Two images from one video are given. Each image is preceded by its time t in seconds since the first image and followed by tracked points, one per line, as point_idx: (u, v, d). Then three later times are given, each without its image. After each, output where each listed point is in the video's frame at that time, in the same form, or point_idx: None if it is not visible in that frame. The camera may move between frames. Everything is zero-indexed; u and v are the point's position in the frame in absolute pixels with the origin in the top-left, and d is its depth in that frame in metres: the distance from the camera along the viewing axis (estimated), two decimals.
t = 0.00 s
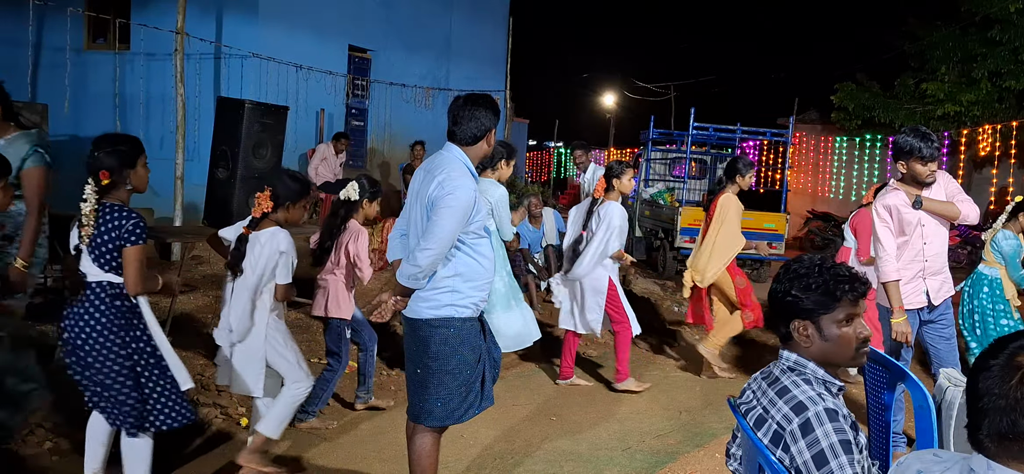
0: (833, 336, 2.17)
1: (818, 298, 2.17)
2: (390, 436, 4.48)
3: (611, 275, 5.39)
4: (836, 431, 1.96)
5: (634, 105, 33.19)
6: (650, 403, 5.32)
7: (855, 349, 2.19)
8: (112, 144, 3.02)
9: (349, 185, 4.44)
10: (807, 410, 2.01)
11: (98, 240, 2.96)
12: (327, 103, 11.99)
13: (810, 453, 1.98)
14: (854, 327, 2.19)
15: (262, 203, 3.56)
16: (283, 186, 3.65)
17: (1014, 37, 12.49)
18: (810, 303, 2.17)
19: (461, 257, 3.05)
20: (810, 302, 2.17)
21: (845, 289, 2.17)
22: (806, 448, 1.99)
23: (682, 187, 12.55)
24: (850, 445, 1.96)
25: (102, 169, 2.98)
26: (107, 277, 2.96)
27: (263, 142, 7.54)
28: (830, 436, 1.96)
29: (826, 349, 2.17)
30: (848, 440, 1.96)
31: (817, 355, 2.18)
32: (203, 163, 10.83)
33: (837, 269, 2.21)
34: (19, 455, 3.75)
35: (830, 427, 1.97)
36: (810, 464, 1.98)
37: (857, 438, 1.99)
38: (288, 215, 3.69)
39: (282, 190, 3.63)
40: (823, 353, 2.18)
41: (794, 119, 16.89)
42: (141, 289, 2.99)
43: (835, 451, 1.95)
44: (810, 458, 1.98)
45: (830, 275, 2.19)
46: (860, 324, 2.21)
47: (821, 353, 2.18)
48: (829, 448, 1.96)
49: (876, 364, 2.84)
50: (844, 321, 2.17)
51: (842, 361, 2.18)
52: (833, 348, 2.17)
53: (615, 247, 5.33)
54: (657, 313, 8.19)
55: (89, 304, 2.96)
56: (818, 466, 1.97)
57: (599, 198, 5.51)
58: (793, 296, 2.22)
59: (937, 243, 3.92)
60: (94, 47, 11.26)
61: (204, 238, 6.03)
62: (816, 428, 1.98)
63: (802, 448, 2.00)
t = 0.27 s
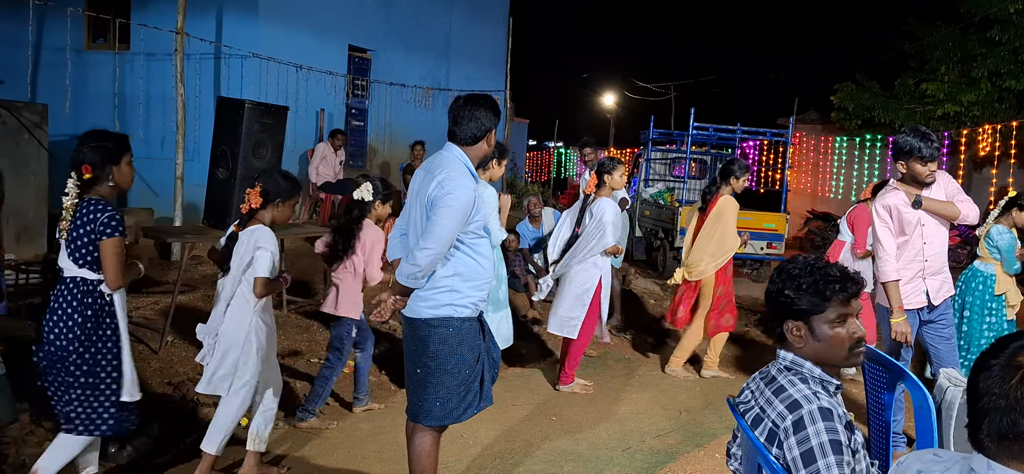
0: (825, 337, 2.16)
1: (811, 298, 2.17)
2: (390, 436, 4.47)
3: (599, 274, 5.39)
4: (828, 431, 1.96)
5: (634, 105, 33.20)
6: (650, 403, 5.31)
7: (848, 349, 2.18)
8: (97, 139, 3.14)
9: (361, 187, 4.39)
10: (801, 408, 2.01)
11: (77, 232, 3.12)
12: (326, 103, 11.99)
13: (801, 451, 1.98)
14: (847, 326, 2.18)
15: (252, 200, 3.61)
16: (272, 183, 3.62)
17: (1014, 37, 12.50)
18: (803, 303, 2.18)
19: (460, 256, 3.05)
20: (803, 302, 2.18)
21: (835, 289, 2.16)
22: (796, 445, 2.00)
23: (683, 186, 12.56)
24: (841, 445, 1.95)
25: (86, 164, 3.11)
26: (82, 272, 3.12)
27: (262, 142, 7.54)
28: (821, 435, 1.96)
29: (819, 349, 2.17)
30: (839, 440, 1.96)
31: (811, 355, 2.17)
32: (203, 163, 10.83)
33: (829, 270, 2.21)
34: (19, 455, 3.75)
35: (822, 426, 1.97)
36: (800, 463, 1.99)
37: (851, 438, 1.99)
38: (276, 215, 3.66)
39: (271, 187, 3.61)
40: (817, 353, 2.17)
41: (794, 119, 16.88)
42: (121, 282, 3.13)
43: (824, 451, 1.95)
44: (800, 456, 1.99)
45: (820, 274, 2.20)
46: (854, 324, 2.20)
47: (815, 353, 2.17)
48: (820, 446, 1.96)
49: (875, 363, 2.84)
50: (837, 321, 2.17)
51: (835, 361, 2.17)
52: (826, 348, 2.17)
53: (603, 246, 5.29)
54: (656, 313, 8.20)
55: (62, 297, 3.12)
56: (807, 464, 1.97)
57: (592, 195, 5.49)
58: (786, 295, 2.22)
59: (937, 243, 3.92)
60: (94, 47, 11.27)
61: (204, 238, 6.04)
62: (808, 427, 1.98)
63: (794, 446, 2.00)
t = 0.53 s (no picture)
0: (803, 338, 2.17)
1: (788, 299, 2.19)
2: (391, 436, 4.48)
3: (603, 279, 5.37)
4: (823, 429, 1.97)
5: (634, 105, 33.18)
6: (651, 403, 5.31)
7: (828, 348, 2.16)
8: (102, 141, 3.16)
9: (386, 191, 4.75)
10: (796, 407, 2.01)
11: (71, 229, 3.12)
12: (326, 103, 11.99)
13: (797, 450, 1.99)
14: (829, 326, 2.17)
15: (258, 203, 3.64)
16: (279, 193, 3.70)
17: (1014, 37, 12.51)
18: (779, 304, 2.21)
19: (460, 256, 3.05)
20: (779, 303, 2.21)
21: (810, 290, 2.17)
22: (792, 444, 2.00)
23: (683, 186, 12.55)
24: (836, 443, 1.96)
25: (88, 165, 3.13)
26: (71, 275, 3.12)
27: (263, 142, 7.54)
28: (817, 434, 1.96)
29: (799, 350, 2.18)
30: (836, 438, 1.96)
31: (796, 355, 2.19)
32: (203, 163, 10.83)
33: (809, 270, 2.20)
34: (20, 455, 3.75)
35: (817, 425, 1.97)
36: (796, 461, 1.99)
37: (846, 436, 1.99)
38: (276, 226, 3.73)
39: (277, 198, 3.68)
40: (799, 353, 2.18)
41: (794, 119, 16.87)
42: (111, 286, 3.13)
43: (821, 450, 1.96)
44: (796, 455, 1.99)
45: (798, 275, 2.20)
46: (837, 323, 2.17)
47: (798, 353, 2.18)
48: (816, 445, 1.96)
49: (875, 363, 2.85)
50: (816, 321, 2.16)
51: (815, 361, 2.16)
52: (806, 349, 2.16)
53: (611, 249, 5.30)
54: (656, 312, 8.20)
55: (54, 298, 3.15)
56: (803, 463, 1.97)
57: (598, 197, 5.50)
58: (772, 295, 2.24)
59: (937, 243, 3.92)
60: (94, 47, 11.27)
61: (204, 238, 6.05)
62: (804, 426, 1.98)
63: (790, 445, 2.00)
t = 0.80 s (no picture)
0: (797, 339, 2.16)
1: (782, 300, 2.19)
2: (390, 436, 4.47)
3: (621, 281, 5.37)
4: (821, 428, 1.96)
5: (634, 105, 33.17)
6: (650, 403, 5.31)
7: (822, 349, 2.14)
8: (143, 151, 3.18)
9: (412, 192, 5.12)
10: (793, 407, 2.01)
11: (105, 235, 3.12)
12: (326, 103, 11.99)
13: (795, 449, 1.99)
14: (823, 326, 2.15)
15: (301, 210, 3.66)
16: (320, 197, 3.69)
17: (1014, 37, 12.51)
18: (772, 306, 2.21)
19: (458, 255, 3.05)
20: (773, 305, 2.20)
21: (802, 291, 2.16)
22: (790, 444, 2.00)
23: (683, 186, 12.55)
24: (835, 442, 1.95)
25: (125, 172, 3.15)
26: (102, 280, 3.11)
27: (263, 142, 7.54)
28: (815, 433, 1.96)
29: (794, 351, 2.17)
30: (834, 437, 1.96)
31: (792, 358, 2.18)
32: (203, 163, 10.83)
33: (803, 271, 2.20)
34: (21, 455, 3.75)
35: (815, 424, 1.97)
36: (795, 461, 1.99)
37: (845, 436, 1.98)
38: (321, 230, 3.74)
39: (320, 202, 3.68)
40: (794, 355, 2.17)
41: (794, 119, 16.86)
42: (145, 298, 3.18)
43: (819, 448, 1.95)
44: (795, 455, 1.99)
45: (792, 275, 2.19)
46: (830, 324, 2.16)
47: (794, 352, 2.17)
48: (814, 444, 1.96)
49: (875, 363, 2.85)
50: (810, 322, 2.15)
51: (809, 362, 2.15)
52: (800, 351, 2.16)
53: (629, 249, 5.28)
54: (656, 312, 8.20)
55: (76, 301, 3.11)
56: (803, 463, 1.97)
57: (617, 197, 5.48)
58: (767, 295, 2.24)
59: (937, 242, 3.92)
60: (94, 47, 11.26)
61: (205, 238, 6.07)
62: (801, 425, 1.98)
63: (788, 445, 2.00)
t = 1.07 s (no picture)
0: (791, 342, 2.16)
1: (775, 302, 2.19)
2: (390, 436, 4.47)
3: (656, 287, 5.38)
4: (820, 426, 1.96)
5: (634, 105, 33.18)
6: (650, 403, 5.31)
7: (816, 352, 2.14)
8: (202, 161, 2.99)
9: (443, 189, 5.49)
10: (791, 405, 2.01)
11: (176, 248, 2.83)
12: (326, 103, 11.99)
13: (795, 448, 1.98)
14: (818, 328, 2.15)
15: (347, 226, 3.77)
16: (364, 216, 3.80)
17: (1014, 37, 12.51)
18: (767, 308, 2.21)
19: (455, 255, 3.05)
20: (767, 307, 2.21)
21: (794, 293, 2.16)
22: (790, 442, 1.99)
23: (682, 186, 12.55)
24: (834, 439, 1.95)
25: (193, 182, 2.93)
26: (171, 283, 2.83)
27: (263, 142, 7.53)
28: (814, 431, 1.96)
29: (788, 353, 2.17)
30: (833, 434, 1.96)
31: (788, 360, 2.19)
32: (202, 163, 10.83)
33: (797, 272, 2.19)
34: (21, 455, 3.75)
35: (814, 422, 1.97)
36: (795, 460, 1.98)
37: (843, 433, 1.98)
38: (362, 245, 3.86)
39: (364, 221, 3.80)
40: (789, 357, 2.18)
41: (794, 119, 16.86)
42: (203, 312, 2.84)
43: (818, 446, 1.95)
44: (795, 453, 1.99)
45: (786, 277, 2.19)
46: (824, 326, 2.15)
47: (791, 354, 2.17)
48: (814, 441, 1.96)
49: (875, 363, 2.85)
50: (805, 324, 2.15)
51: (803, 364, 2.15)
52: (795, 354, 2.16)
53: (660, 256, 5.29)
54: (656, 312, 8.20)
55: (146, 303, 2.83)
56: (804, 461, 1.97)
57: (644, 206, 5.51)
58: (762, 297, 2.24)
59: (937, 243, 3.92)
60: (94, 47, 11.26)
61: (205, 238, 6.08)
62: (800, 423, 1.98)
63: (787, 443, 2.00)
